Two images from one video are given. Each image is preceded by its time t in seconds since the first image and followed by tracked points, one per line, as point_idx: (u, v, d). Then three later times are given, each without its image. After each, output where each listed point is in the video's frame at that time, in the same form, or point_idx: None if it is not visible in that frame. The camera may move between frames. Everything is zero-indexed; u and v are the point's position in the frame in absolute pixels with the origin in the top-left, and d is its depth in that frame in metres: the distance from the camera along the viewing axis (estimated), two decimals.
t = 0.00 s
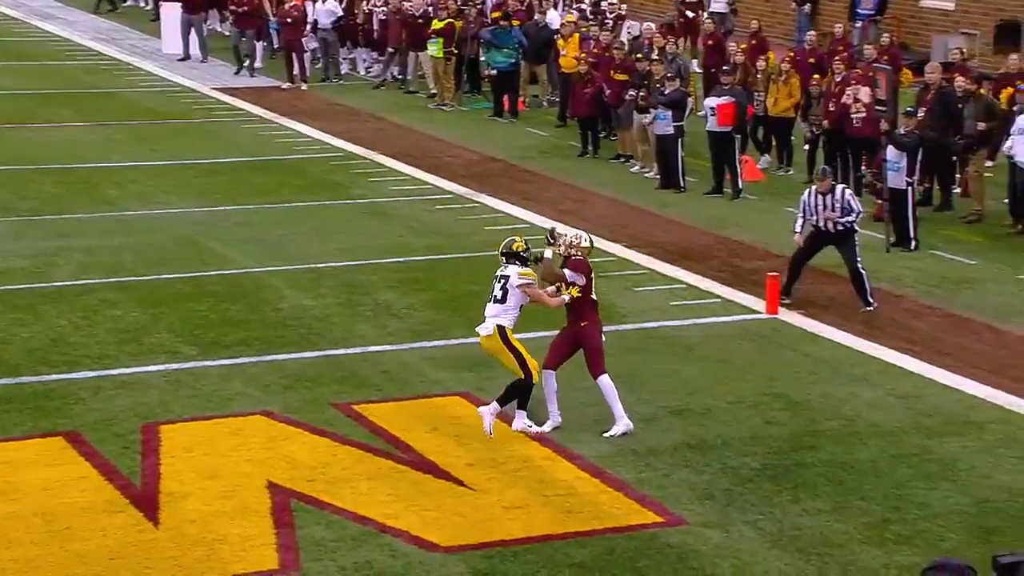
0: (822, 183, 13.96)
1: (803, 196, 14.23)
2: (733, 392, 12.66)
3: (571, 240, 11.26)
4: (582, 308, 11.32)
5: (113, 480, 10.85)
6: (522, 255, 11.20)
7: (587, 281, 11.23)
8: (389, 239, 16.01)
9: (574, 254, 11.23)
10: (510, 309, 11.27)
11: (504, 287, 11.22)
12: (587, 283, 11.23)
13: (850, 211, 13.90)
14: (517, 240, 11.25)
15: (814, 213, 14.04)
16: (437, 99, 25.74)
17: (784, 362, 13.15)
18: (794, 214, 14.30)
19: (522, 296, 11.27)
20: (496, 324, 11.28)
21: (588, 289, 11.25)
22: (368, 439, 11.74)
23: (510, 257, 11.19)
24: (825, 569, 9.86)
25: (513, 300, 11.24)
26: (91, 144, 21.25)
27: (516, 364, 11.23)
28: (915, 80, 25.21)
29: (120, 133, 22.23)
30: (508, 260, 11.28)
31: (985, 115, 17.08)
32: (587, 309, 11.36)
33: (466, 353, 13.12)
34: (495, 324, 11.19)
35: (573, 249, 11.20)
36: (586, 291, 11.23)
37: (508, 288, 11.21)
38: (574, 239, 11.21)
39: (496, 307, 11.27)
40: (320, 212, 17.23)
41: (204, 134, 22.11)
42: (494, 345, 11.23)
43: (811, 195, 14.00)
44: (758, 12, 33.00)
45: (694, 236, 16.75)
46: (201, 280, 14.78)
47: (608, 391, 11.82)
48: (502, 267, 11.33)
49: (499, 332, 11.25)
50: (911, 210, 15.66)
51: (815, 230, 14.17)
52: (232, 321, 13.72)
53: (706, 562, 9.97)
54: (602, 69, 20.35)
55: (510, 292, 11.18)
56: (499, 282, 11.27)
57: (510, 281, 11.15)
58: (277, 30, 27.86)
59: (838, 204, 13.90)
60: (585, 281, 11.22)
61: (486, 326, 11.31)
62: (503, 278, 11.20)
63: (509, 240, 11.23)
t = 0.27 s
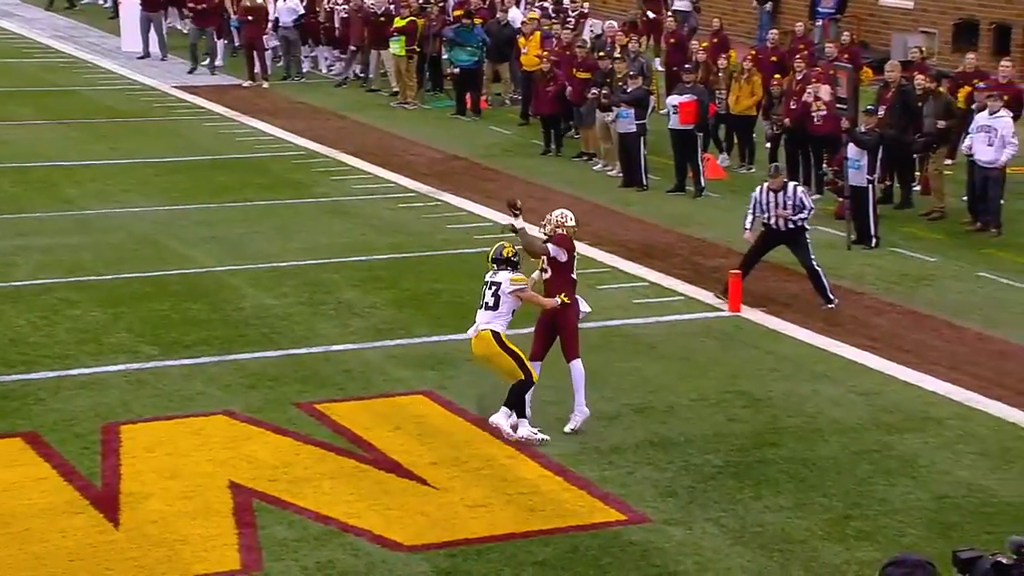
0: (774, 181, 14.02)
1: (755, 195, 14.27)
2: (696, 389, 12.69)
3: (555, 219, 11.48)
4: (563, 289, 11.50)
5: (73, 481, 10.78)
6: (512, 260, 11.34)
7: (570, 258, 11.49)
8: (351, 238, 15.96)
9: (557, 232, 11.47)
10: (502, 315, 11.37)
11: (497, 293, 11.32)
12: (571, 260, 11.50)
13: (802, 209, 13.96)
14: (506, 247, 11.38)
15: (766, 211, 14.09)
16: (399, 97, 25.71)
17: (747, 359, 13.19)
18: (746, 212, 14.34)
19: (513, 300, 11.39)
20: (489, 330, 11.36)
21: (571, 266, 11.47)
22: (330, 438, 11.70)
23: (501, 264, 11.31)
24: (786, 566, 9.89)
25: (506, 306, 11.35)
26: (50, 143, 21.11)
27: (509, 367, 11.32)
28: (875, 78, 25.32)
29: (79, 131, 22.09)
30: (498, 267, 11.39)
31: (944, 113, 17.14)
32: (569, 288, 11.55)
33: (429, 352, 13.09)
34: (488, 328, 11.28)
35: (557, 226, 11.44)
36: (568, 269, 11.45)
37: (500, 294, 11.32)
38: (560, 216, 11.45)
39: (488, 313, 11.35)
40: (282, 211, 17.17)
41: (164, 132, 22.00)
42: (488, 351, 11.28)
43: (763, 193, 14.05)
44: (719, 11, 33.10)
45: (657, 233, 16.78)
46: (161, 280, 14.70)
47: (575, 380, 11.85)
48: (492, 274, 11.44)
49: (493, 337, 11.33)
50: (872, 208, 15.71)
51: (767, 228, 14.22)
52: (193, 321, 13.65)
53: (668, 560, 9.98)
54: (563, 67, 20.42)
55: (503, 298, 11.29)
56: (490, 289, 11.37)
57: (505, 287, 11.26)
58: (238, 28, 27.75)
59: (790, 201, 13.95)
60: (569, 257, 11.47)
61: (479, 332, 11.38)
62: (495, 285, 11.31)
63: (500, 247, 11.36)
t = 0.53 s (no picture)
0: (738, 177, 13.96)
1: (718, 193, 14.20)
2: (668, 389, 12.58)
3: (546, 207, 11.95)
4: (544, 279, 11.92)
5: (37, 484, 10.60)
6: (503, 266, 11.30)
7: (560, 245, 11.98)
8: (319, 237, 15.81)
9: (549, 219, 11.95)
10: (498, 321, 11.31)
11: (492, 300, 11.23)
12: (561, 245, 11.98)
13: (766, 206, 13.88)
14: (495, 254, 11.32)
15: (730, 208, 13.99)
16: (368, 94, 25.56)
17: (719, 358, 13.09)
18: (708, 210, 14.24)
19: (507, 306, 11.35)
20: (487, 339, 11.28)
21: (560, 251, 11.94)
22: (298, 440, 11.56)
23: (492, 271, 11.24)
24: (759, 566, 9.80)
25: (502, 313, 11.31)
26: (14, 141, 20.88)
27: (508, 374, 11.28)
28: (847, 74, 25.28)
29: (43, 129, 21.86)
30: (488, 275, 11.32)
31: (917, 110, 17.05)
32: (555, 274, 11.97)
33: (398, 351, 12.95)
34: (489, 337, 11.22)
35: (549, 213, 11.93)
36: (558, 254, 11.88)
37: (496, 302, 11.24)
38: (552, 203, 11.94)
39: (484, 322, 11.27)
40: (250, 209, 17.01)
41: (130, 130, 21.79)
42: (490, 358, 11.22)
43: (727, 189, 13.98)
44: (690, 7, 33.05)
45: (628, 232, 16.68)
46: (126, 280, 14.52)
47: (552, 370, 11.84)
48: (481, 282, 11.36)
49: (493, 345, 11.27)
50: (845, 206, 15.63)
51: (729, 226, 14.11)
52: (159, 321, 13.48)
53: (640, 561, 9.87)
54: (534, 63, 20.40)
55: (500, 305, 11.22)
56: (484, 297, 11.28)
57: (501, 294, 11.20)
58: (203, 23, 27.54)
59: (754, 199, 13.86)
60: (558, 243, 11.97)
61: (477, 341, 11.28)
62: (490, 293, 11.22)
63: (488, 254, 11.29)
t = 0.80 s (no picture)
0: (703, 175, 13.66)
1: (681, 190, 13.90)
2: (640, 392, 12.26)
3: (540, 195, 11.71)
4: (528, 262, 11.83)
5: None
6: (497, 272, 10.63)
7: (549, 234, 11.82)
8: (283, 238, 15.45)
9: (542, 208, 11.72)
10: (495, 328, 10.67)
11: (490, 308, 10.57)
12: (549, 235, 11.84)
13: (732, 204, 13.61)
14: (487, 260, 10.60)
15: (693, 206, 13.71)
16: (331, 90, 25.21)
17: (692, 361, 12.78)
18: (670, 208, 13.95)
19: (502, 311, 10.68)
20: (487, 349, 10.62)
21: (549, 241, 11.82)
22: (261, 447, 11.20)
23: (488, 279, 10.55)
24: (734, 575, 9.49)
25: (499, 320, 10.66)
26: None
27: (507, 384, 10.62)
28: (820, 70, 25.03)
29: None
30: (481, 283, 10.62)
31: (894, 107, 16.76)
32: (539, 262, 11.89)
33: (363, 355, 12.60)
34: (491, 346, 10.57)
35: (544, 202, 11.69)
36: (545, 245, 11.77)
37: (494, 309, 10.58)
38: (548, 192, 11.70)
39: (483, 331, 10.61)
40: (213, 210, 16.62)
41: (87, 128, 21.37)
42: (492, 367, 10.55)
43: (691, 187, 13.69)
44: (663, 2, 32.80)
45: (599, 232, 16.37)
46: (83, 282, 14.13)
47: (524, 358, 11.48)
48: (472, 290, 10.64)
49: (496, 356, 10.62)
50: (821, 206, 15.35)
51: (692, 224, 13.84)
52: (117, 325, 13.10)
53: (612, 570, 9.55)
54: (502, 59, 20.11)
55: (499, 312, 10.57)
56: (480, 306, 10.59)
57: (501, 300, 10.55)
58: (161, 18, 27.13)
59: (719, 197, 13.59)
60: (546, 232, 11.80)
61: (477, 352, 10.58)
62: (487, 301, 10.56)
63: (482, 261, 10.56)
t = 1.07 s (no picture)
0: (673, 173, 13.34)
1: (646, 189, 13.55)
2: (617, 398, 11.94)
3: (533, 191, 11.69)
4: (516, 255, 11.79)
5: None
6: (489, 274, 10.31)
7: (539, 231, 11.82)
8: (249, 240, 15.08)
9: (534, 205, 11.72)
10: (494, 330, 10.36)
11: (487, 310, 10.25)
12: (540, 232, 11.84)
13: (701, 204, 13.35)
14: (479, 262, 10.27)
15: (662, 204, 13.37)
16: (296, 88, 24.84)
17: (670, 367, 12.46)
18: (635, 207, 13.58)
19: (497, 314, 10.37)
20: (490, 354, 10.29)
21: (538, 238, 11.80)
22: (225, 457, 10.83)
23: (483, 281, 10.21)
24: None
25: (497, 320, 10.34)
26: None
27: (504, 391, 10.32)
28: (800, 68, 24.74)
29: None
30: (474, 286, 10.28)
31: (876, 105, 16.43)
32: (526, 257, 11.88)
33: (331, 361, 12.25)
34: (495, 350, 10.24)
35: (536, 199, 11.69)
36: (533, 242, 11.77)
37: (491, 311, 10.27)
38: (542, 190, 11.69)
39: (484, 335, 10.28)
40: (179, 211, 16.24)
41: (47, 127, 20.95)
42: (494, 373, 10.24)
43: (661, 185, 13.34)
44: None
45: (572, 233, 16.05)
46: (41, 287, 13.74)
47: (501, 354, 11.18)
48: (466, 294, 10.29)
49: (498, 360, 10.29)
50: (801, 208, 15.05)
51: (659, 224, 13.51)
52: (77, 331, 12.72)
53: None
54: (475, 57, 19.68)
55: (497, 313, 10.25)
56: (476, 309, 10.26)
57: (499, 301, 10.23)
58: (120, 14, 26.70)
59: (689, 196, 13.30)
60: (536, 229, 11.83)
61: (481, 357, 10.25)
62: (484, 304, 10.22)
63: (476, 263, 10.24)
